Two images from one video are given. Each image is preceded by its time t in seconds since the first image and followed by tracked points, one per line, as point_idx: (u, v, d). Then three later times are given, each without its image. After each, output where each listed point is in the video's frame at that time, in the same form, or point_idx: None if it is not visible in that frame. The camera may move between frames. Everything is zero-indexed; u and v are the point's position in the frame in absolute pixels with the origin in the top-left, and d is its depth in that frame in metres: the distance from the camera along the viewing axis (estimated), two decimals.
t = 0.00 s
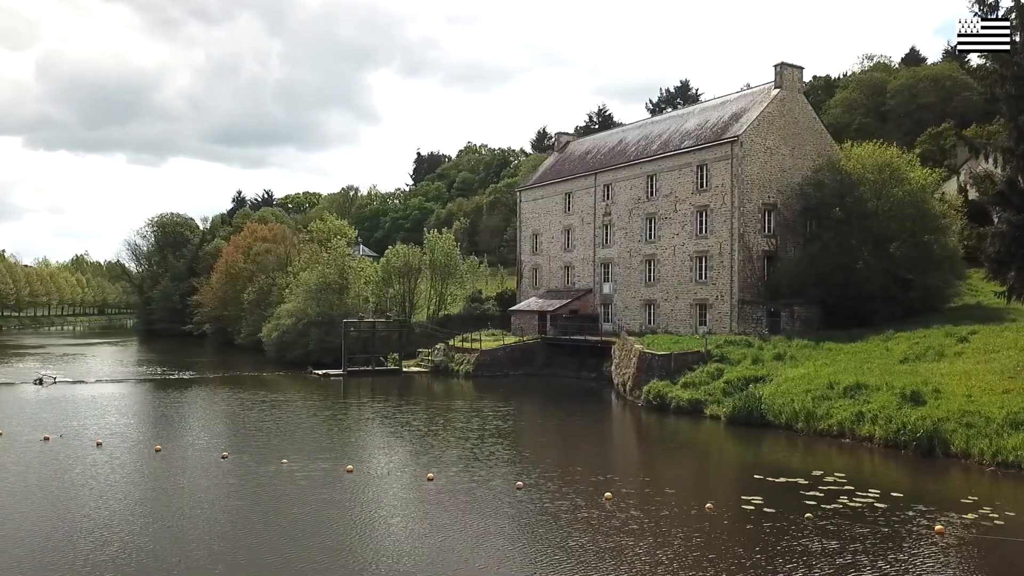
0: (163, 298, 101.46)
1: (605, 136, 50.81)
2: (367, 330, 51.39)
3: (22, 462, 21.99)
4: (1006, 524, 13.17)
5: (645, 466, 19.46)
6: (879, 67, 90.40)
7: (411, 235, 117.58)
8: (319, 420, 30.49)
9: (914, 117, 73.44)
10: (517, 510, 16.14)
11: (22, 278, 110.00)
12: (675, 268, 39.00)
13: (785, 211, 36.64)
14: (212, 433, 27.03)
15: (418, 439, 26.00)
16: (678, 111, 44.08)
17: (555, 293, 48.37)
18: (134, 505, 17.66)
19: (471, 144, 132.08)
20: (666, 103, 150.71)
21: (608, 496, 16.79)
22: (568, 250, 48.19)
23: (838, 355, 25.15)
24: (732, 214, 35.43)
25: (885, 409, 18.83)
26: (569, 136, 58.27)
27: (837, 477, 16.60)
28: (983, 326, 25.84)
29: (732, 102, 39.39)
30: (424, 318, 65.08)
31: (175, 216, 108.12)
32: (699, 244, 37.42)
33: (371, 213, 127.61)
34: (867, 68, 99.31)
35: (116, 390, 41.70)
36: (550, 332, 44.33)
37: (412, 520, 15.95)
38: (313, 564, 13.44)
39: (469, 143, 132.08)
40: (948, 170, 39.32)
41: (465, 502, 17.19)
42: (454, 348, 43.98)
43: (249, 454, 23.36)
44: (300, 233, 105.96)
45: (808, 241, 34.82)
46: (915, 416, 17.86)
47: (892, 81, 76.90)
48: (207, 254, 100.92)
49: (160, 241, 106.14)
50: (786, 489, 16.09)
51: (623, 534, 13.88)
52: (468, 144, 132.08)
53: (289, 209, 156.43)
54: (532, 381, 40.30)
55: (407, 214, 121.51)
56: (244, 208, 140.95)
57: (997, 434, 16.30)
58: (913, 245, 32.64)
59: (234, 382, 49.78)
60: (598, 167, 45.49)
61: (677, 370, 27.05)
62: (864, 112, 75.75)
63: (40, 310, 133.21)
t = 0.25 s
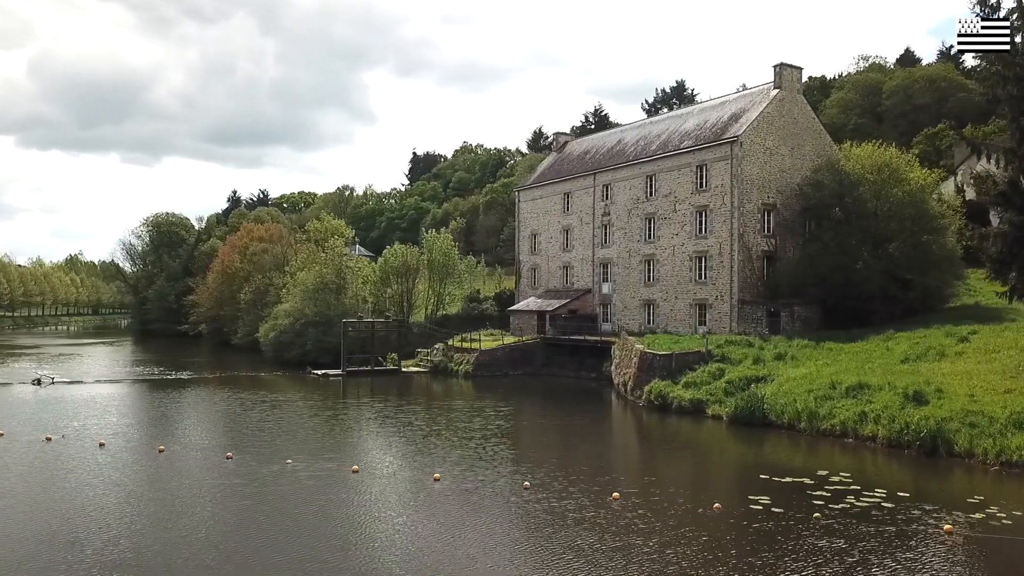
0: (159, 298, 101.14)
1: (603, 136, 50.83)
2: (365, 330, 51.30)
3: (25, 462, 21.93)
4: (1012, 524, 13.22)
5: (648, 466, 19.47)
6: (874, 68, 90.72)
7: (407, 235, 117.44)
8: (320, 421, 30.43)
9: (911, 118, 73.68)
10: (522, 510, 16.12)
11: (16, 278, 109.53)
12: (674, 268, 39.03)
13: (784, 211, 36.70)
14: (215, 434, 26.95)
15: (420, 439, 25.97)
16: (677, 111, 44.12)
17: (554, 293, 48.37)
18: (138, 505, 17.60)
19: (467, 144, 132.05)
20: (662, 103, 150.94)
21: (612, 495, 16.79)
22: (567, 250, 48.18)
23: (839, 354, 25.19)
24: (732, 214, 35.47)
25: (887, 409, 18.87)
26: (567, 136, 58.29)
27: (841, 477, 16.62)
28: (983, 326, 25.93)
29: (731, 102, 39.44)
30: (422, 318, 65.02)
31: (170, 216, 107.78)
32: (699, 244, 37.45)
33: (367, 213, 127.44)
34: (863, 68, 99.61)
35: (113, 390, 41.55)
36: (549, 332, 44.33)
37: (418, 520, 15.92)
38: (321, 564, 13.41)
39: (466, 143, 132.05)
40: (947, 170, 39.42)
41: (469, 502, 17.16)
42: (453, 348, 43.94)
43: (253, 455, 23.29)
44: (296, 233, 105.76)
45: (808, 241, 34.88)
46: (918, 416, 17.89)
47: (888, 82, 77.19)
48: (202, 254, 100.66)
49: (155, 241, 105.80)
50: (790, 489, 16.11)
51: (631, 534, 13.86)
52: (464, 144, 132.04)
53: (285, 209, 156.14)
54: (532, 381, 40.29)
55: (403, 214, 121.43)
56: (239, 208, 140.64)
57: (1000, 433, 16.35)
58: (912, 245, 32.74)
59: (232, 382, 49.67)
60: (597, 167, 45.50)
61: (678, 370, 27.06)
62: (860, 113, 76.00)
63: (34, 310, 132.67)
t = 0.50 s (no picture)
0: (155, 298, 100.85)
1: (603, 136, 50.86)
2: (364, 330, 51.22)
3: (29, 462, 21.84)
4: (1019, 523, 13.25)
5: (653, 465, 19.47)
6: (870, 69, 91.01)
7: (404, 235, 117.34)
8: (323, 420, 30.37)
9: (907, 118, 73.90)
10: (528, 510, 16.12)
11: (11, 278, 109.09)
12: (674, 268, 39.06)
13: (784, 211, 36.75)
14: (218, 434, 26.87)
15: (422, 439, 25.93)
16: (677, 111, 44.17)
17: (553, 293, 48.37)
18: (145, 506, 17.54)
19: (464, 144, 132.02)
20: (658, 103, 151.15)
21: (618, 495, 16.79)
22: (567, 250, 48.18)
23: (841, 354, 25.22)
24: (732, 214, 35.51)
25: (891, 408, 18.90)
26: (566, 136, 58.31)
27: (847, 477, 16.64)
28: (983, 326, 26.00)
29: (731, 102, 39.49)
30: (420, 318, 64.97)
31: (166, 216, 107.48)
32: (699, 244, 37.49)
33: (363, 212, 127.31)
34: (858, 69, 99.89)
35: (112, 390, 41.43)
36: (549, 332, 44.32)
37: (425, 520, 15.89)
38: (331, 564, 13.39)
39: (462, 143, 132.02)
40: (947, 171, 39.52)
41: (475, 502, 17.14)
42: (453, 348, 43.90)
43: (258, 455, 23.23)
44: (293, 232, 105.59)
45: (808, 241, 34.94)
46: (922, 415, 17.92)
47: (884, 82, 77.44)
48: (198, 254, 100.44)
49: (151, 240, 105.51)
50: (797, 488, 16.12)
51: (639, 533, 13.85)
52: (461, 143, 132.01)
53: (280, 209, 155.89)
54: (532, 381, 40.27)
55: (400, 214, 121.34)
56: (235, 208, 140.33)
57: (1005, 433, 16.39)
58: (912, 245, 32.80)
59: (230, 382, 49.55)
60: (597, 167, 45.52)
61: (680, 370, 27.07)
62: (857, 113, 76.22)
63: (29, 310, 132.12)
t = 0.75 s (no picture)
0: (151, 298, 100.61)
1: (602, 136, 50.87)
2: (363, 330, 51.15)
3: (34, 463, 21.78)
4: None
5: (658, 465, 19.49)
6: (867, 69, 91.29)
7: (401, 235, 117.23)
8: (326, 421, 30.33)
9: (905, 119, 74.11)
10: (535, 510, 16.10)
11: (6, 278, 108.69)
12: (675, 268, 39.11)
13: (785, 211, 36.82)
14: (222, 434, 26.82)
15: (425, 439, 25.91)
16: (677, 111, 44.21)
17: (553, 293, 48.36)
18: (152, 507, 17.49)
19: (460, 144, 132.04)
20: (655, 103, 151.40)
21: (626, 495, 16.80)
22: (566, 250, 48.18)
23: (843, 354, 25.25)
24: (733, 214, 35.55)
25: (896, 408, 18.93)
26: (565, 136, 58.31)
27: (854, 477, 16.66)
28: (985, 326, 26.06)
29: (731, 102, 39.55)
30: (419, 318, 64.93)
31: (162, 215, 107.20)
32: (699, 244, 37.54)
33: (360, 212, 127.17)
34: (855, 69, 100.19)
35: (111, 390, 41.31)
36: (550, 332, 44.33)
37: (434, 520, 15.87)
38: (343, 564, 13.39)
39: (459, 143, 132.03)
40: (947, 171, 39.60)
41: (481, 502, 17.12)
42: (453, 348, 43.88)
43: (263, 455, 23.19)
44: (290, 232, 105.41)
45: (809, 241, 35.01)
46: (927, 415, 17.95)
47: (881, 83, 77.70)
48: (195, 254, 100.21)
49: (146, 240, 105.20)
50: (804, 488, 16.14)
51: (650, 533, 13.85)
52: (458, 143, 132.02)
53: (276, 209, 155.66)
54: (532, 381, 40.27)
55: (396, 213, 121.26)
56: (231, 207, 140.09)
57: (1011, 433, 16.42)
58: (913, 245, 32.82)
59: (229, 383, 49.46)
60: (597, 167, 45.54)
61: (682, 370, 27.09)
62: (854, 114, 76.47)
63: (23, 311, 131.65)
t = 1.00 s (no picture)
0: (147, 298, 100.36)
1: (602, 136, 50.88)
2: (362, 330, 51.09)
3: (40, 463, 21.68)
4: None
5: (664, 465, 19.50)
6: (863, 70, 91.54)
7: (399, 235, 117.12)
8: (329, 420, 30.25)
9: (902, 119, 74.28)
10: (543, 509, 16.08)
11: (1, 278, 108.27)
12: (676, 268, 39.14)
13: (786, 211, 36.89)
14: (227, 434, 26.73)
15: (429, 439, 25.88)
16: (678, 111, 44.25)
17: (553, 293, 48.37)
18: (159, 508, 17.42)
19: (457, 144, 132.03)
20: (651, 103, 151.61)
21: (634, 495, 16.80)
22: (566, 250, 48.19)
23: (846, 354, 25.28)
24: (735, 214, 35.58)
25: (901, 408, 18.96)
26: (564, 136, 58.32)
27: (862, 476, 16.69)
28: (987, 326, 26.11)
29: (732, 102, 39.60)
30: (418, 318, 64.91)
31: (158, 215, 106.94)
32: (701, 244, 37.58)
33: (357, 212, 127.04)
34: (851, 70, 100.48)
35: (111, 391, 41.19)
36: (550, 332, 44.34)
37: (444, 520, 15.84)
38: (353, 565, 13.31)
39: (456, 143, 132.03)
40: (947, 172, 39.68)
41: (488, 502, 17.09)
42: (453, 348, 43.85)
43: (269, 455, 23.12)
44: (287, 232, 105.24)
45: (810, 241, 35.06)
46: (932, 415, 17.97)
47: (877, 83, 77.92)
48: (191, 253, 99.99)
49: (143, 240, 104.91)
50: (812, 488, 16.15)
51: (662, 533, 13.85)
52: (454, 143, 132.02)
53: (273, 208, 155.43)
54: (533, 381, 40.28)
55: (393, 213, 121.19)
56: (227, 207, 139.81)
57: (1017, 433, 16.45)
58: (914, 245, 32.90)
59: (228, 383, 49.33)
60: (597, 167, 45.55)
61: (685, 370, 27.12)
62: (850, 114, 76.70)
63: (18, 311, 131.18)
